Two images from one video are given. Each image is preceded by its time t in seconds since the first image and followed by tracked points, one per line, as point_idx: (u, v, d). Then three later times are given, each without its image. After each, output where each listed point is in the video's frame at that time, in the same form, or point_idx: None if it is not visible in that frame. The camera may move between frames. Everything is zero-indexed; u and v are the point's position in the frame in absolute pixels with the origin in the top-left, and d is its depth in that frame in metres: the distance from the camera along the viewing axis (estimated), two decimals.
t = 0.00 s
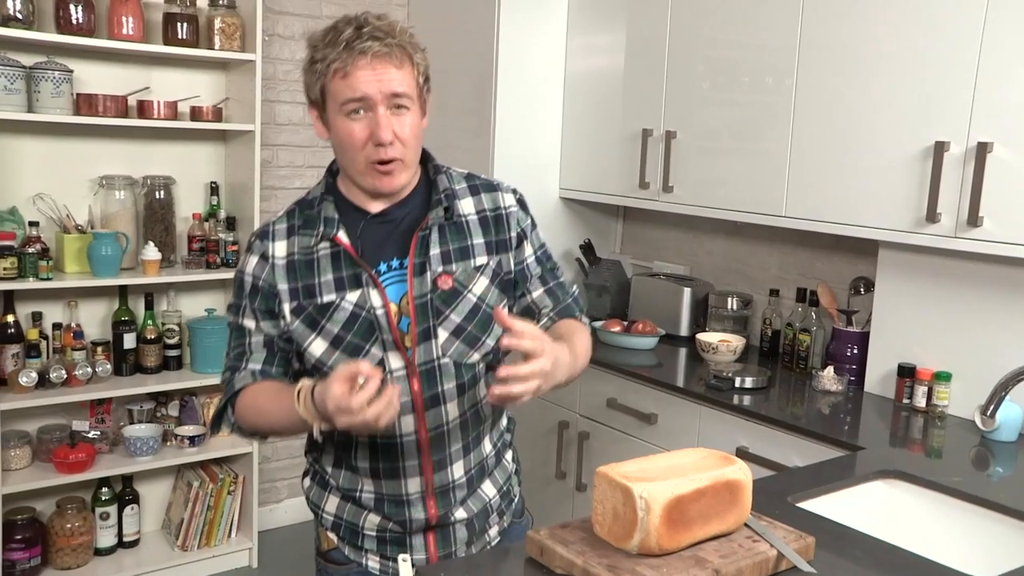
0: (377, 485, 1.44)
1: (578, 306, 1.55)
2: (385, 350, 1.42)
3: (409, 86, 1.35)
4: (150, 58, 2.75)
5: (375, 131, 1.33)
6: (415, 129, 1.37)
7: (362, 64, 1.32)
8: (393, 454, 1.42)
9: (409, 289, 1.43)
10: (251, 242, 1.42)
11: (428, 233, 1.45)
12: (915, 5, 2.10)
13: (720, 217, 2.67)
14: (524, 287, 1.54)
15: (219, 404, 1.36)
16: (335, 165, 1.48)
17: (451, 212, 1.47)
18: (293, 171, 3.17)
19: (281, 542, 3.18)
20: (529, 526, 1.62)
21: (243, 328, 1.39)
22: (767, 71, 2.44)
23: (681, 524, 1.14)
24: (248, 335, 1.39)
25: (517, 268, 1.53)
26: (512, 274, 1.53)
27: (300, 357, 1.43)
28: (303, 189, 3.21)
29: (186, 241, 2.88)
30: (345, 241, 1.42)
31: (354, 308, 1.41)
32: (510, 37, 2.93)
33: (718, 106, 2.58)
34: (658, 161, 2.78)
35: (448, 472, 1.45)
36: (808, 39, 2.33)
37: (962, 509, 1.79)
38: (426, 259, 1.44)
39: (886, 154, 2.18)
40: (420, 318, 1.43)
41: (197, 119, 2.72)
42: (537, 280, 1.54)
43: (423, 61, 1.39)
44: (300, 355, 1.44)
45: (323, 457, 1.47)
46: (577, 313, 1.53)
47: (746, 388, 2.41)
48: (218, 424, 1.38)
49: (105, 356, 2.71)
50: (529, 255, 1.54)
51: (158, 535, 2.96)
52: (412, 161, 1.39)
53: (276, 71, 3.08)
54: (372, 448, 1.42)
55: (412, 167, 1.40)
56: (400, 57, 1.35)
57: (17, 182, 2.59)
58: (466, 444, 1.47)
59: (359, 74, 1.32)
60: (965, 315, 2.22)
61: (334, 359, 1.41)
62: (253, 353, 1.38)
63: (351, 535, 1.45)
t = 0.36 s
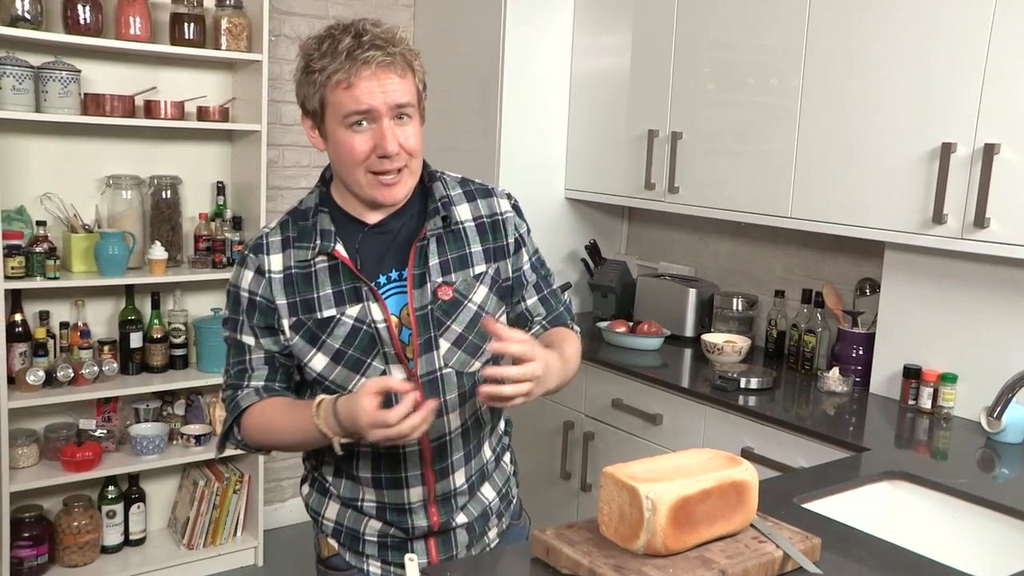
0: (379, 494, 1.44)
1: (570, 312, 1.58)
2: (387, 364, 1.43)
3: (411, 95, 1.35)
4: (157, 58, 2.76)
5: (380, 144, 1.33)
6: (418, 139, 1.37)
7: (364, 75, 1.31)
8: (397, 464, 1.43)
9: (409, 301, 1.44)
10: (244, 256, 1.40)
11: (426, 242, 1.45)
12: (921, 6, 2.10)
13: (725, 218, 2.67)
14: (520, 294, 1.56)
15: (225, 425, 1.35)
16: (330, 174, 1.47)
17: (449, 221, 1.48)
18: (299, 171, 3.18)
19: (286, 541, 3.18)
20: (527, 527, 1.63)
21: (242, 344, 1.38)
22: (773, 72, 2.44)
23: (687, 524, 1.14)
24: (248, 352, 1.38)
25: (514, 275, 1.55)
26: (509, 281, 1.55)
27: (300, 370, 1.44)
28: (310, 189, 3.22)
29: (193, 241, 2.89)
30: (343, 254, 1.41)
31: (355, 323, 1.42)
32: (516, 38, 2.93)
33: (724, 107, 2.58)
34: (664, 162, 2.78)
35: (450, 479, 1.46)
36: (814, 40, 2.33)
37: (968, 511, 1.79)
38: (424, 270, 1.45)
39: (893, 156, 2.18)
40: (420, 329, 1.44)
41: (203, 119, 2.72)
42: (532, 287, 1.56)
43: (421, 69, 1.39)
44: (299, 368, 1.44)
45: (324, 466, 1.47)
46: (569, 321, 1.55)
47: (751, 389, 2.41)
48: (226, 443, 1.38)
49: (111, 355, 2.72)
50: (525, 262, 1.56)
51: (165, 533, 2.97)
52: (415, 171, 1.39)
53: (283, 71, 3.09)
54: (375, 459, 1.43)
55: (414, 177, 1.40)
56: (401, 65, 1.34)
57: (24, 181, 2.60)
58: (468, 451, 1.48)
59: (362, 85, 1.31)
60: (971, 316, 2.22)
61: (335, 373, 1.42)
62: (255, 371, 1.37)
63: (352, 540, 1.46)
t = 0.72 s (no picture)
0: (394, 480, 1.49)
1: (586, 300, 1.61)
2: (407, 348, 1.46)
3: (432, 93, 1.43)
4: (170, 61, 2.82)
5: (409, 140, 1.40)
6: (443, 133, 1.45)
7: (390, 76, 1.39)
8: (413, 449, 1.48)
9: (430, 288, 1.50)
10: (266, 243, 1.46)
11: (447, 232, 1.52)
12: (915, 12, 2.15)
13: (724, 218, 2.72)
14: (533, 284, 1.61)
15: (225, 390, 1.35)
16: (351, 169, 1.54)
17: (469, 212, 1.54)
18: (308, 171, 3.25)
19: (294, 532, 3.25)
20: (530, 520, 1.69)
21: (252, 320, 1.41)
22: (771, 75, 2.50)
23: (687, 518, 1.20)
24: (256, 327, 1.40)
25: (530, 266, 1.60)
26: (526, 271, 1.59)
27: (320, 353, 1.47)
28: (317, 189, 3.28)
29: (203, 239, 2.96)
30: (366, 240, 1.47)
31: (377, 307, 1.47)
32: (520, 41, 2.99)
33: (723, 109, 2.63)
34: (664, 163, 2.83)
35: (463, 466, 1.52)
36: (811, 45, 2.38)
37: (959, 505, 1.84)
38: (446, 258, 1.51)
39: (888, 159, 2.23)
40: (441, 316, 1.48)
41: (214, 121, 2.79)
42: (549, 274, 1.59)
43: (439, 69, 1.46)
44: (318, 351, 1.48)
45: (338, 455, 1.53)
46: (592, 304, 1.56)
47: (749, 386, 2.47)
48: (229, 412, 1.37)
49: (124, 351, 2.79)
50: (539, 251, 1.62)
51: (176, 524, 3.04)
52: (442, 164, 1.47)
53: (291, 73, 3.15)
54: (392, 444, 1.48)
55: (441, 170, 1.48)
56: (422, 65, 1.42)
57: (41, 181, 2.67)
58: (481, 438, 1.54)
59: (388, 86, 1.39)
60: (965, 315, 2.27)
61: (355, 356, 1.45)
62: (258, 343, 1.38)
63: (365, 530, 1.52)
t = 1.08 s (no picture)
0: (405, 464, 1.54)
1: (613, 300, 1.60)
2: (420, 334, 1.52)
3: (434, 97, 1.47)
4: (175, 70, 2.88)
5: (398, 139, 1.46)
6: (440, 138, 1.48)
7: (388, 79, 1.45)
8: (423, 434, 1.52)
9: (444, 280, 1.55)
10: (304, 240, 1.57)
11: (464, 229, 1.57)
12: (903, 25, 2.20)
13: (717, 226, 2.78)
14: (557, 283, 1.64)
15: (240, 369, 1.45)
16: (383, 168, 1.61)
17: (485, 212, 1.59)
18: (309, 178, 3.31)
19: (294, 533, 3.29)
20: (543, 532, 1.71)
21: (281, 308, 1.52)
22: (763, 86, 2.55)
23: (681, 520, 1.20)
24: (285, 314, 1.51)
25: (551, 268, 1.63)
26: (545, 272, 1.63)
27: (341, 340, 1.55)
28: (318, 196, 3.34)
29: (206, 244, 3.01)
30: (386, 234, 1.54)
31: (392, 294, 1.52)
32: (518, 51, 3.04)
33: (717, 119, 2.69)
34: (659, 171, 2.89)
35: (472, 455, 1.55)
36: (802, 56, 2.44)
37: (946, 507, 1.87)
38: (460, 252, 1.56)
39: (877, 168, 2.28)
40: (452, 306, 1.54)
41: (217, 128, 2.84)
42: (570, 274, 1.63)
43: (451, 76, 1.50)
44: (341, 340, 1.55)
45: (358, 438, 1.59)
46: (613, 302, 1.60)
47: (742, 390, 2.52)
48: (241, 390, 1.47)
49: (128, 354, 2.84)
50: (561, 252, 1.64)
51: (178, 524, 3.09)
52: (438, 168, 1.50)
53: (294, 82, 3.21)
54: (404, 428, 1.53)
55: (438, 173, 1.51)
56: (425, 72, 1.46)
57: (49, 187, 2.72)
58: (491, 430, 1.56)
59: (385, 88, 1.45)
60: (952, 321, 2.32)
61: (371, 341, 1.52)
62: (283, 328, 1.48)
63: (377, 515, 1.57)
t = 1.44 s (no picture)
0: (409, 456, 1.56)
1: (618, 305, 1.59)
2: (424, 332, 1.53)
3: (447, 103, 1.48)
4: (171, 72, 2.89)
5: (411, 143, 1.47)
6: (453, 142, 1.49)
7: (402, 84, 1.47)
8: (425, 428, 1.54)
9: (448, 279, 1.56)
10: (324, 240, 1.63)
11: (471, 230, 1.57)
12: (898, 27, 2.21)
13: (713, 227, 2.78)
14: (566, 285, 1.64)
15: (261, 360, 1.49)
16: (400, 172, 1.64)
17: (492, 213, 1.59)
18: (306, 179, 3.31)
19: (290, 534, 3.29)
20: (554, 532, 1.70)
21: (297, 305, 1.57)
22: (759, 87, 2.56)
23: (677, 520, 1.20)
24: (300, 312, 1.55)
25: (560, 270, 1.63)
26: (554, 275, 1.63)
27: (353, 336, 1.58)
28: (315, 198, 3.34)
29: (203, 246, 3.01)
30: (396, 235, 1.56)
31: (398, 292, 1.54)
32: (514, 52, 3.05)
33: (713, 120, 2.70)
34: (655, 172, 2.90)
35: (473, 452, 1.55)
36: (797, 58, 2.45)
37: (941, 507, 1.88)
38: (466, 253, 1.56)
39: (873, 169, 2.29)
40: (456, 305, 1.54)
41: (214, 129, 2.84)
42: (579, 277, 1.63)
43: (464, 83, 1.52)
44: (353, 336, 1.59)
45: (368, 430, 1.62)
46: (622, 305, 1.59)
47: (738, 391, 2.53)
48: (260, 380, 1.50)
49: (125, 355, 2.84)
50: (571, 254, 1.64)
51: (175, 525, 3.09)
52: (450, 171, 1.51)
53: (290, 84, 3.21)
54: (408, 422, 1.55)
55: (450, 177, 1.52)
56: (439, 79, 1.48)
57: (47, 188, 2.72)
58: (493, 429, 1.56)
59: (400, 93, 1.47)
60: (947, 322, 2.33)
61: (379, 338, 1.54)
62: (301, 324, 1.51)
63: (383, 505, 1.60)
